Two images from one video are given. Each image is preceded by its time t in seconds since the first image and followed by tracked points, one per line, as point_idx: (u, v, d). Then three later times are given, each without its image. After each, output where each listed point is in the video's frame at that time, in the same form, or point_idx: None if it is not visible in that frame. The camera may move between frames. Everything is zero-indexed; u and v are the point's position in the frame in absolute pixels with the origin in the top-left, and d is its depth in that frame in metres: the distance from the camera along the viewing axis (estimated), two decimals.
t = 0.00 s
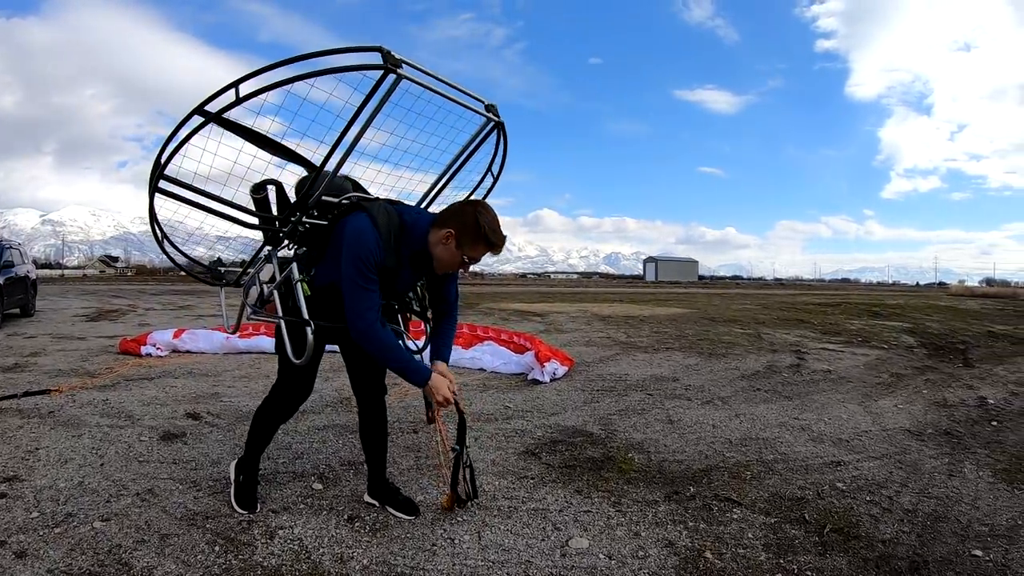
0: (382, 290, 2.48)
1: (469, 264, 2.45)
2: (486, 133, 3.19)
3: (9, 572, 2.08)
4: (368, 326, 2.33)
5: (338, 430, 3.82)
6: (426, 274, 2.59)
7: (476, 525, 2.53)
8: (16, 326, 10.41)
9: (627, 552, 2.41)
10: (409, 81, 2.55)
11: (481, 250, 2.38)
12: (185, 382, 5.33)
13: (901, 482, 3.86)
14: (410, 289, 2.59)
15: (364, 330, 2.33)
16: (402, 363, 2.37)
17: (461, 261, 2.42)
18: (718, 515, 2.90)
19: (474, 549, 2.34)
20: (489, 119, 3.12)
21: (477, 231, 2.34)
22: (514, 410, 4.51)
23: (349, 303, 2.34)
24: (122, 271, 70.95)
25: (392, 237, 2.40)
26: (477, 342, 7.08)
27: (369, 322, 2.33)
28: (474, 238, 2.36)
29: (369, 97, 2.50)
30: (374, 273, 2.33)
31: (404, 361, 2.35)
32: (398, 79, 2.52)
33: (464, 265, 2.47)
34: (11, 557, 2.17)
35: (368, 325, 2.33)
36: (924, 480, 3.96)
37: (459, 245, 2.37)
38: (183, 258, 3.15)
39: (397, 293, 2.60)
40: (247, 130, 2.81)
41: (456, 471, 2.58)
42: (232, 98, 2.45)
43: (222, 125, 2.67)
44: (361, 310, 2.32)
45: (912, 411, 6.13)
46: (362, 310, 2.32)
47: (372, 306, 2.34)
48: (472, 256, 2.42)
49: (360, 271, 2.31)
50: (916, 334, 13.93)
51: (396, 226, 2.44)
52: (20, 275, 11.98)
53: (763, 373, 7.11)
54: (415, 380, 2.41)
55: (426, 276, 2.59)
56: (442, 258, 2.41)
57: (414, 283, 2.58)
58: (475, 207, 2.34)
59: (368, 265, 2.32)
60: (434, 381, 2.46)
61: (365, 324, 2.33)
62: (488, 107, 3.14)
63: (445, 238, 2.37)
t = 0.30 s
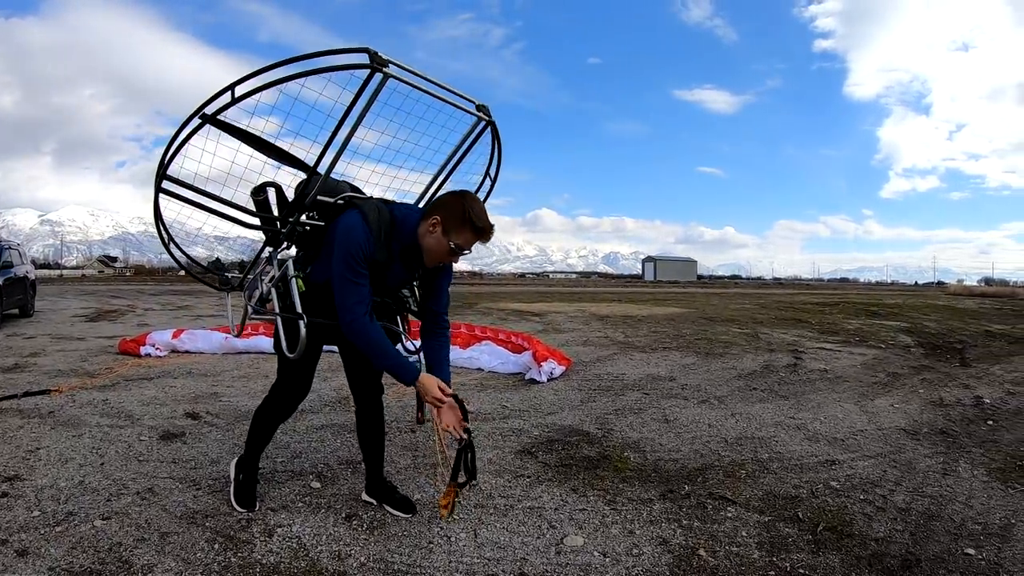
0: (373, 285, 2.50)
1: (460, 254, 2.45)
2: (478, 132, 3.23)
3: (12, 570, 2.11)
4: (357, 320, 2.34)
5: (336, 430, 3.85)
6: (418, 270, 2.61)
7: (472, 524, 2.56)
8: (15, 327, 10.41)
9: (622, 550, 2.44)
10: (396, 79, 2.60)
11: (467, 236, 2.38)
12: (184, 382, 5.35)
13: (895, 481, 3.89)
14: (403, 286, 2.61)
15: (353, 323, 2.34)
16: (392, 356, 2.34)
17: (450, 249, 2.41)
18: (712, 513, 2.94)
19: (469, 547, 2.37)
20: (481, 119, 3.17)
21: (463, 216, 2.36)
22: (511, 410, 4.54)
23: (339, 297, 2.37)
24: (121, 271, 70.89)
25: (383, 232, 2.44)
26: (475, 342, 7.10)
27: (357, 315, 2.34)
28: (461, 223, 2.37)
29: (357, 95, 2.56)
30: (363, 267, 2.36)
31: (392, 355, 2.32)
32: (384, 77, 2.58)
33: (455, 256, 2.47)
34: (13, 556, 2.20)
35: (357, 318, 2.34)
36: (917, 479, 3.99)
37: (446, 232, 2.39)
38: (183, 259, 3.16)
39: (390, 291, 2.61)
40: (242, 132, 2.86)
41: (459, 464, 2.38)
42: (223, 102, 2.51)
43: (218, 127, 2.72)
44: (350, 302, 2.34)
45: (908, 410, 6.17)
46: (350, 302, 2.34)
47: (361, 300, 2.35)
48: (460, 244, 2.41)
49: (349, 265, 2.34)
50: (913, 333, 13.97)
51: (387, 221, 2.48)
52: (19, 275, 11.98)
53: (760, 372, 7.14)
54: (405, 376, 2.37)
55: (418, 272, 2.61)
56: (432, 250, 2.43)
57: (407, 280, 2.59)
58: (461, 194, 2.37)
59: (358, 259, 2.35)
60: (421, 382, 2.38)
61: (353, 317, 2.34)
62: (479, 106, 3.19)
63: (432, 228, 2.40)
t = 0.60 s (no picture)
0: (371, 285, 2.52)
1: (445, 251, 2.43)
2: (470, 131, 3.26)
3: (14, 570, 2.13)
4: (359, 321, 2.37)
5: (335, 430, 3.87)
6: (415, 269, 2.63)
7: (470, 524, 2.59)
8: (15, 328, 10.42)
9: (617, 550, 2.47)
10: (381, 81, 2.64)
11: (452, 228, 2.37)
12: (184, 382, 5.37)
13: (890, 482, 3.92)
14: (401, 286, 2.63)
15: (356, 322, 2.37)
16: (394, 356, 2.37)
17: (437, 242, 2.40)
18: (708, 513, 2.96)
19: (467, 547, 2.40)
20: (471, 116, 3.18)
21: (450, 209, 2.37)
22: (509, 410, 4.56)
23: (340, 297, 2.40)
24: (120, 270, 70.84)
25: (377, 231, 2.46)
26: (474, 342, 7.13)
27: (358, 314, 2.37)
28: (448, 216, 2.38)
29: (345, 95, 2.62)
30: (360, 266, 2.39)
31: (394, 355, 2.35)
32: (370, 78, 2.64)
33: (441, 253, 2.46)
34: (15, 556, 2.22)
35: (358, 316, 2.37)
36: (913, 480, 4.02)
37: (433, 225, 2.40)
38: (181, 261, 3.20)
39: (389, 292, 2.63)
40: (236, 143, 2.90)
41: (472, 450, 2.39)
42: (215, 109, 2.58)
43: (213, 138, 2.77)
44: (350, 301, 2.37)
45: (905, 410, 6.20)
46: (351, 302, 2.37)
47: (360, 299, 2.38)
48: (447, 237, 2.40)
49: (346, 264, 2.37)
50: (912, 334, 14.00)
51: (380, 222, 2.50)
52: (19, 276, 11.98)
53: (758, 373, 7.17)
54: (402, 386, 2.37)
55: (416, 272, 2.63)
56: (421, 245, 2.45)
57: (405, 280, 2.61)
58: (449, 190, 2.38)
59: (354, 259, 2.38)
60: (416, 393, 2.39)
61: (355, 315, 2.37)
62: (469, 105, 3.21)
63: (421, 221, 2.42)
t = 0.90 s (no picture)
0: (371, 285, 2.53)
1: (426, 232, 2.36)
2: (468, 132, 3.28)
3: (14, 571, 2.14)
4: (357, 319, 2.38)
5: (334, 431, 3.88)
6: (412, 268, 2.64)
7: (469, 525, 2.60)
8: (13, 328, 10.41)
9: (616, 551, 2.48)
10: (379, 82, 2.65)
11: (434, 204, 2.35)
12: (183, 383, 5.38)
13: (888, 482, 3.93)
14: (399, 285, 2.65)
15: (356, 322, 2.38)
16: (394, 355, 2.39)
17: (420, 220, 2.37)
18: (706, 514, 2.98)
19: (466, 548, 2.41)
20: (470, 118, 3.19)
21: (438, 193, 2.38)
22: (508, 411, 4.57)
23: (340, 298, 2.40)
24: (119, 270, 70.80)
25: (376, 232, 2.47)
26: (473, 342, 7.14)
27: (357, 313, 2.38)
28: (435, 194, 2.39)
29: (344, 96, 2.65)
30: (360, 267, 2.40)
31: (394, 354, 2.37)
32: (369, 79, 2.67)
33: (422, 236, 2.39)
34: (15, 557, 2.23)
35: (358, 316, 2.38)
36: (911, 481, 4.03)
37: (420, 206, 2.40)
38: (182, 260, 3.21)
39: (387, 291, 2.64)
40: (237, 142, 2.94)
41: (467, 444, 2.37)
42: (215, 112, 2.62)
43: (214, 139, 2.80)
44: (349, 301, 2.37)
45: (903, 411, 6.21)
46: (350, 300, 2.38)
47: (360, 301, 2.38)
48: (430, 214, 2.36)
49: (346, 265, 2.38)
50: (911, 334, 14.02)
51: (379, 222, 2.50)
52: (18, 276, 12.00)
53: (756, 373, 7.18)
54: (401, 386, 2.37)
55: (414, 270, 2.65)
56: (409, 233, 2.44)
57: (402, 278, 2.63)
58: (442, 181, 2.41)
59: (354, 260, 2.38)
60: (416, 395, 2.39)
61: (354, 315, 2.38)
62: (468, 107, 3.23)
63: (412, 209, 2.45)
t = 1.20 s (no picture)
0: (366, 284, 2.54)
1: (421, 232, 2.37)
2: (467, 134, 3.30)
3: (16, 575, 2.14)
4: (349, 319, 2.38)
5: (334, 433, 3.88)
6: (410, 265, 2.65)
7: (469, 527, 2.60)
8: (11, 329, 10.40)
9: (615, 553, 2.49)
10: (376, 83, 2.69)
11: (431, 204, 2.36)
12: (183, 385, 5.38)
13: (887, 484, 3.95)
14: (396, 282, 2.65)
15: (346, 321, 2.38)
16: (386, 350, 2.39)
17: (416, 220, 2.38)
18: (705, 516, 2.99)
19: (466, 550, 2.42)
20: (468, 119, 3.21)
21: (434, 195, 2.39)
22: (508, 412, 4.58)
23: (333, 298, 2.40)
24: (119, 270, 70.74)
25: (371, 231, 2.47)
26: (473, 343, 7.15)
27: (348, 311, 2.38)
28: (431, 192, 2.39)
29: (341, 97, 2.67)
30: (354, 265, 2.40)
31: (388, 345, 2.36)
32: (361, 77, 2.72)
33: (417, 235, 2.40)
34: (16, 560, 2.24)
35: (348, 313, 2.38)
36: (909, 482, 4.05)
37: (416, 206, 2.41)
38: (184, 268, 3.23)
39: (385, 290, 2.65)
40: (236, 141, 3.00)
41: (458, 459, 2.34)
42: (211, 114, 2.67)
43: (214, 142, 2.85)
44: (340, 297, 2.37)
45: (902, 412, 6.23)
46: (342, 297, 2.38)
47: (353, 298, 2.39)
48: (427, 214, 2.37)
49: (340, 263, 2.38)
50: (909, 334, 14.04)
51: (375, 221, 2.51)
52: (17, 277, 11.99)
53: (755, 374, 7.19)
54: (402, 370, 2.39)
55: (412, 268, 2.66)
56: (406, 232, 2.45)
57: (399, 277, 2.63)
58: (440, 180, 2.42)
59: (348, 258, 2.39)
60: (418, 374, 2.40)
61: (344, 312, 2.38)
62: (466, 109, 3.27)
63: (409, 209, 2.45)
